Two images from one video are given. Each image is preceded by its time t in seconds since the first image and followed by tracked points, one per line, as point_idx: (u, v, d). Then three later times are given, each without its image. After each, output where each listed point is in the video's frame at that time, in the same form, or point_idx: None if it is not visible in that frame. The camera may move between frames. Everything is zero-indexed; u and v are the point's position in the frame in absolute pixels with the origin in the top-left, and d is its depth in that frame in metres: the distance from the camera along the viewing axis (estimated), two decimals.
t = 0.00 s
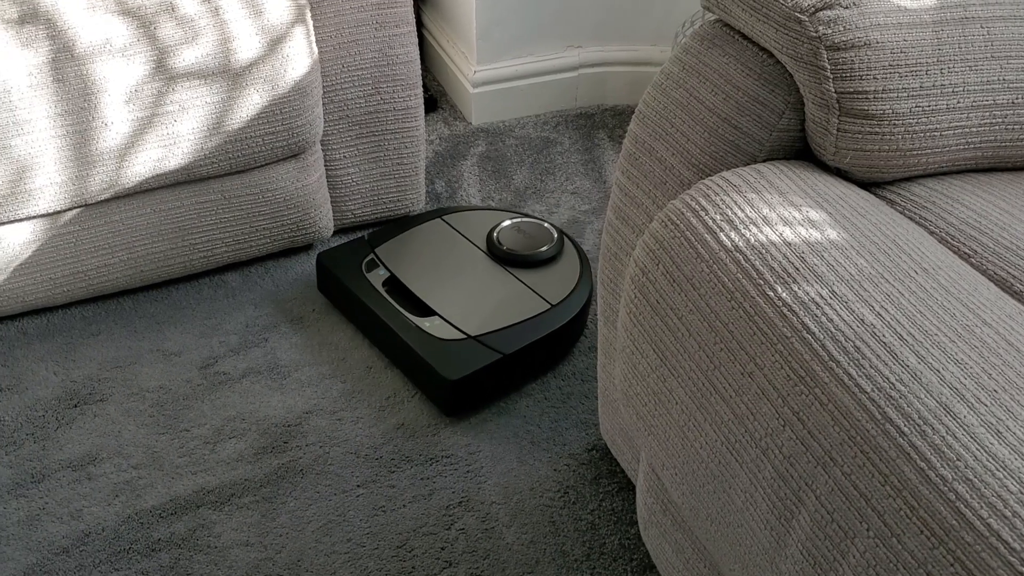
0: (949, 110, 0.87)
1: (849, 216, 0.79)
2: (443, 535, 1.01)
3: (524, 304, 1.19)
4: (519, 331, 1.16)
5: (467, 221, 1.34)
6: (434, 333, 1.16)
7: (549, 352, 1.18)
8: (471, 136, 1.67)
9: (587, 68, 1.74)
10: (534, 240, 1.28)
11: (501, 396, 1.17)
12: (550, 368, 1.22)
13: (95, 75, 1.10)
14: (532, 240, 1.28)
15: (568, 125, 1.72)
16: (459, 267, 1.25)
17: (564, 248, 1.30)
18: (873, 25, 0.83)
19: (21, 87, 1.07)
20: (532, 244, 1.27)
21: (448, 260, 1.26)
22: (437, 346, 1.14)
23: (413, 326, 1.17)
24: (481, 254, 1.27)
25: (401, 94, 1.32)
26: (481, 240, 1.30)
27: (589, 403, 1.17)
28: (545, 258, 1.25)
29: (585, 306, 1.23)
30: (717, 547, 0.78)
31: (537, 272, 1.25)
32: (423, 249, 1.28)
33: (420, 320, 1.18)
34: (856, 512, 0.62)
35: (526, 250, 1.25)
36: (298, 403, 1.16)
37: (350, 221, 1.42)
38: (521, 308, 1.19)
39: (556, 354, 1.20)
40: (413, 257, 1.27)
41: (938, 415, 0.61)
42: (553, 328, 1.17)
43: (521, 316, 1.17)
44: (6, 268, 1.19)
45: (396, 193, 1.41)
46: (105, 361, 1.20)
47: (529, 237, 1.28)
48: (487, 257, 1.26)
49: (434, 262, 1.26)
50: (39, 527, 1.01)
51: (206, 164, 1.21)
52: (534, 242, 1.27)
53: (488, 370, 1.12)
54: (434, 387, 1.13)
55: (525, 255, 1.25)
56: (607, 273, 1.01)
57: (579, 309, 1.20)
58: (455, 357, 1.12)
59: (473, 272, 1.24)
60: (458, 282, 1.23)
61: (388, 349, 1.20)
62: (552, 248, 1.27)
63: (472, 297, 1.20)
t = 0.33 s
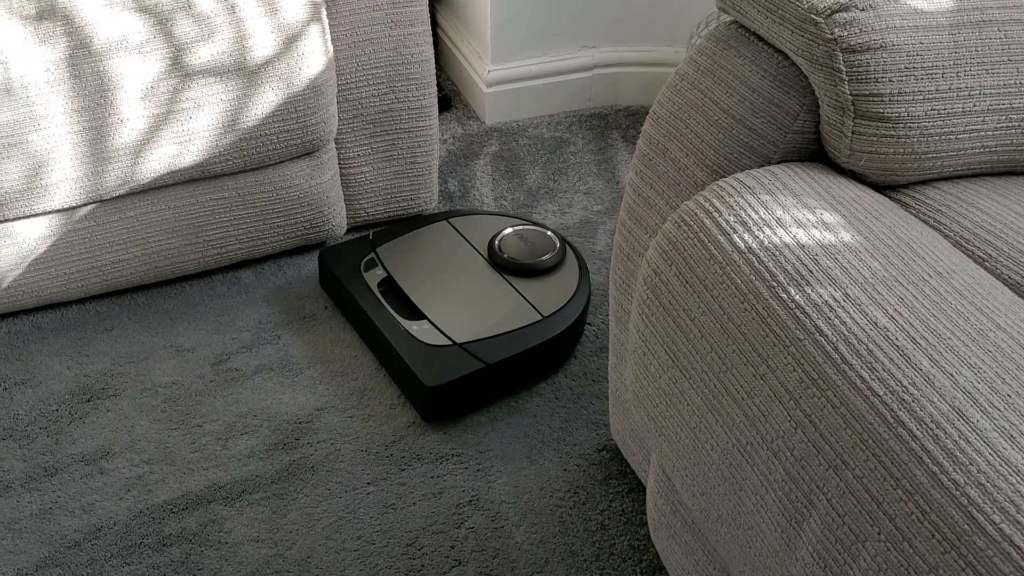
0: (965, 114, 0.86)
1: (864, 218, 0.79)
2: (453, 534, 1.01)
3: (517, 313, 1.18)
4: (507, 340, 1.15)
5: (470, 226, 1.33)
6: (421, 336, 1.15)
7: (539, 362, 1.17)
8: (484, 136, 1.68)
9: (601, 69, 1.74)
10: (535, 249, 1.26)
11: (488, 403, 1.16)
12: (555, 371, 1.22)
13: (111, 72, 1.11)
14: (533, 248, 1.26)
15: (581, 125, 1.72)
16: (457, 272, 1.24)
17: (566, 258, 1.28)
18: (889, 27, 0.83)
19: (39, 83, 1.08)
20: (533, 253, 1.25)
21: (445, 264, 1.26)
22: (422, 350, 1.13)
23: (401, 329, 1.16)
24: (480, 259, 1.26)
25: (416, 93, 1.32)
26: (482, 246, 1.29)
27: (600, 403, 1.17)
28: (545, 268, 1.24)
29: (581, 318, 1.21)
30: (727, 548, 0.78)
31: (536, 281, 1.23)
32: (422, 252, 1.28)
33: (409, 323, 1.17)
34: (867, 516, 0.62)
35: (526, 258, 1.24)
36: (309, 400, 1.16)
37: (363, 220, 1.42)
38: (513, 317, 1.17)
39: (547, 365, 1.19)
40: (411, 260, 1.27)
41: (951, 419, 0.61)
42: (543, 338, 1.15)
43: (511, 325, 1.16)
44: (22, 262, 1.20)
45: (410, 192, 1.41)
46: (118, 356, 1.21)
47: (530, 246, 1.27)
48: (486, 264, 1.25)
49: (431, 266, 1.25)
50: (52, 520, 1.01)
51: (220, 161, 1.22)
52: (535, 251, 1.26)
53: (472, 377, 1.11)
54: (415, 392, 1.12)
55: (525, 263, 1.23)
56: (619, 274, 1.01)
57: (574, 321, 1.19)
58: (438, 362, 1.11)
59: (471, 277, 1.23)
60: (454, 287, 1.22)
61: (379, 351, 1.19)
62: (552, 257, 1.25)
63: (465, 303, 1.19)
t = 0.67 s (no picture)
0: (981, 117, 0.86)
1: (878, 221, 0.78)
2: (463, 532, 1.01)
3: (502, 323, 1.16)
4: (488, 350, 1.13)
5: (466, 231, 1.31)
6: (402, 342, 1.14)
7: (523, 373, 1.15)
8: (498, 135, 1.68)
9: (616, 69, 1.74)
10: (528, 257, 1.24)
11: (468, 412, 1.15)
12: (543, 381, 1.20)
13: (128, 68, 1.11)
14: (526, 256, 1.24)
15: (595, 125, 1.72)
16: (447, 278, 1.23)
17: (561, 267, 1.26)
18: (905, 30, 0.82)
19: (57, 78, 1.09)
20: (525, 261, 1.23)
21: (435, 269, 1.24)
22: (401, 356, 1.12)
23: (383, 333, 1.15)
24: (472, 266, 1.25)
25: (430, 92, 1.33)
26: (476, 252, 1.27)
27: (611, 404, 1.17)
28: (536, 276, 1.22)
29: (568, 331, 1.19)
30: (737, 550, 0.78)
31: (527, 290, 1.21)
32: (413, 256, 1.27)
33: (392, 327, 1.16)
34: (879, 519, 0.62)
35: (518, 266, 1.22)
36: (321, 397, 1.16)
37: (377, 218, 1.42)
38: (498, 327, 1.16)
39: (531, 376, 1.17)
40: (401, 264, 1.25)
41: (965, 423, 0.61)
42: (526, 350, 1.14)
43: (494, 335, 1.14)
44: (38, 257, 1.21)
45: (423, 191, 1.41)
46: (132, 351, 1.22)
47: (524, 253, 1.25)
48: (478, 270, 1.24)
49: (420, 271, 1.24)
50: (65, 513, 1.02)
51: (235, 158, 1.22)
52: (529, 259, 1.24)
53: (449, 386, 1.10)
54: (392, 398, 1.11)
55: (516, 271, 1.21)
56: (632, 275, 1.01)
57: (560, 333, 1.17)
58: (416, 370, 1.10)
59: (461, 284, 1.22)
60: (442, 293, 1.20)
61: (362, 355, 1.18)
62: (546, 266, 1.23)
63: (451, 310, 1.18)
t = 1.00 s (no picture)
0: (998, 121, 0.86)
1: (893, 224, 0.78)
2: (473, 531, 1.01)
3: (488, 330, 1.15)
4: (469, 356, 1.12)
5: (465, 236, 1.30)
6: (383, 341, 1.13)
7: (504, 383, 1.14)
8: (512, 135, 1.68)
9: (631, 70, 1.74)
10: (526, 267, 1.23)
11: (445, 417, 1.14)
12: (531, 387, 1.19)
13: (146, 65, 1.12)
14: (523, 265, 1.23)
15: (609, 126, 1.71)
16: (438, 282, 1.22)
17: (558, 279, 1.24)
18: (923, 32, 0.82)
19: (75, 74, 1.10)
20: (523, 270, 1.22)
21: (429, 273, 1.24)
22: (380, 356, 1.11)
23: (367, 331, 1.15)
24: (468, 271, 1.24)
25: (445, 91, 1.33)
26: (472, 258, 1.26)
27: (623, 405, 1.17)
28: (531, 286, 1.20)
29: (556, 343, 1.17)
30: (748, 552, 0.77)
31: (520, 299, 1.20)
32: (407, 259, 1.26)
33: (376, 327, 1.15)
34: (890, 523, 0.62)
35: (513, 275, 1.21)
36: (333, 394, 1.17)
37: (390, 217, 1.43)
38: (480, 334, 1.14)
39: (516, 385, 1.16)
40: (394, 266, 1.25)
41: (978, 428, 0.61)
42: (509, 359, 1.12)
43: (476, 342, 1.13)
44: (54, 252, 1.22)
45: (437, 190, 1.41)
46: (145, 346, 1.22)
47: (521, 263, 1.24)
48: (474, 276, 1.23)
49: (413, 274, 1.23)
50: (78, 507, 1.03)
51: (251, 156, 1.23)
52: (526, 268, 1.22)
53: (424, 389, 1.09)
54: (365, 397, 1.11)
55: (511, 279, 1.20)
56: (645, 275, 1.01)
57: (546, 344, 1.15)
58: (392, 369, 1.10)
59: (454, 289, 1.21)
60: (433, 297, 1.20)
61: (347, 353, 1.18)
62: (542, 276, 1.22)
63: (439, 314, 1.17)
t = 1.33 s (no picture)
0: (1015, 124, 0.85)
1: (908, 227, 0.78)
2: (484, 529, 1.01)
3: (471, 336, 1.14)
4: (447, 361, 1.11)
5: (460, 240, 1.29)
6: (362, 340, 1.13)
7: (482, 391, 1.13)
8: (526, 135, 1.68)
9: (646, 71, 1.73)
10: (519, 274, 1.21)
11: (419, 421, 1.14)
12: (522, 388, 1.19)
13: (163, 62, 1.13)
14: (516, 272, 1.21)
15: (624, 127, 1.71)
16: (426, 286, 1.21)
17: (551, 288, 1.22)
18: (940, 35, 0.82)
19: (93, 71, 1.11)
20: (514, 277, 1.20)
21: (418, 275, 1.23)
22: (357, 355, 1.11)
23: (348, 330, 1.15)
24: (459, 274, 1.23)
25: (460, 90, 1.33)
26: (465, 262, 1.25)
27: (635, 405, 1.17)
28: (521, 294, 1.18)
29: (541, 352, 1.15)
30: (759, 554, 0.77)
31: (510, 306, 1.18)
32: (397, 261, 1.25)
33: (357, 326, 1.15)
34: (902, 526, 0.62)
35: (504, 281, 1.19)
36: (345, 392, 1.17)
37: (404, 215, 1.43)
38: (459, 340, 1.13)
39: (496, 393, 1.14)
40: (383, 267, 1.24)
41: (992, 432, 0.60)
42: (489, 367, 1.11)
43: (456, 347, 1.12)
44: (71, 246, 1.23)
45: (451, 189, 1.42)
46: (159, 342, 1.23)
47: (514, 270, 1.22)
48: (465, 280, 1.22)
49: (402, 275, 1.23)
50: (93, 500, 1.03)
51: (267, 153, 1.24)
52: (518, 275, 1.21)
53: (397, 391, 1.08)
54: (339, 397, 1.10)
55: (501, 285, 1.18)
56: (659, 275, 1.01)
57: (529, 353, 1.13)
58: (367, 370, 1.09)
59: (443, 293, 1.20)
60: (419, 300, 1.19)
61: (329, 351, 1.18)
62: (534, 284, 1.20)
63: (423, 317, 1.16)
